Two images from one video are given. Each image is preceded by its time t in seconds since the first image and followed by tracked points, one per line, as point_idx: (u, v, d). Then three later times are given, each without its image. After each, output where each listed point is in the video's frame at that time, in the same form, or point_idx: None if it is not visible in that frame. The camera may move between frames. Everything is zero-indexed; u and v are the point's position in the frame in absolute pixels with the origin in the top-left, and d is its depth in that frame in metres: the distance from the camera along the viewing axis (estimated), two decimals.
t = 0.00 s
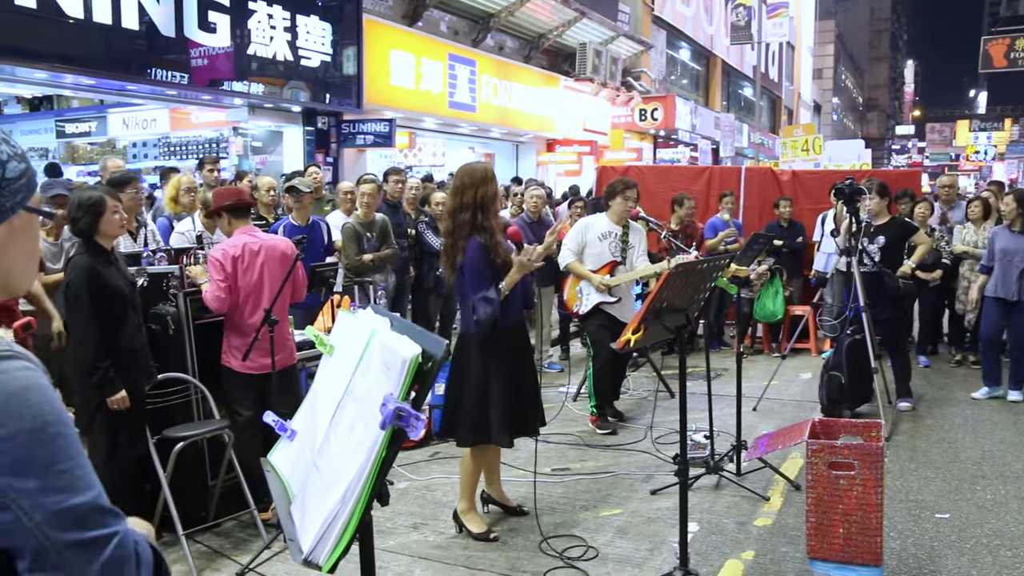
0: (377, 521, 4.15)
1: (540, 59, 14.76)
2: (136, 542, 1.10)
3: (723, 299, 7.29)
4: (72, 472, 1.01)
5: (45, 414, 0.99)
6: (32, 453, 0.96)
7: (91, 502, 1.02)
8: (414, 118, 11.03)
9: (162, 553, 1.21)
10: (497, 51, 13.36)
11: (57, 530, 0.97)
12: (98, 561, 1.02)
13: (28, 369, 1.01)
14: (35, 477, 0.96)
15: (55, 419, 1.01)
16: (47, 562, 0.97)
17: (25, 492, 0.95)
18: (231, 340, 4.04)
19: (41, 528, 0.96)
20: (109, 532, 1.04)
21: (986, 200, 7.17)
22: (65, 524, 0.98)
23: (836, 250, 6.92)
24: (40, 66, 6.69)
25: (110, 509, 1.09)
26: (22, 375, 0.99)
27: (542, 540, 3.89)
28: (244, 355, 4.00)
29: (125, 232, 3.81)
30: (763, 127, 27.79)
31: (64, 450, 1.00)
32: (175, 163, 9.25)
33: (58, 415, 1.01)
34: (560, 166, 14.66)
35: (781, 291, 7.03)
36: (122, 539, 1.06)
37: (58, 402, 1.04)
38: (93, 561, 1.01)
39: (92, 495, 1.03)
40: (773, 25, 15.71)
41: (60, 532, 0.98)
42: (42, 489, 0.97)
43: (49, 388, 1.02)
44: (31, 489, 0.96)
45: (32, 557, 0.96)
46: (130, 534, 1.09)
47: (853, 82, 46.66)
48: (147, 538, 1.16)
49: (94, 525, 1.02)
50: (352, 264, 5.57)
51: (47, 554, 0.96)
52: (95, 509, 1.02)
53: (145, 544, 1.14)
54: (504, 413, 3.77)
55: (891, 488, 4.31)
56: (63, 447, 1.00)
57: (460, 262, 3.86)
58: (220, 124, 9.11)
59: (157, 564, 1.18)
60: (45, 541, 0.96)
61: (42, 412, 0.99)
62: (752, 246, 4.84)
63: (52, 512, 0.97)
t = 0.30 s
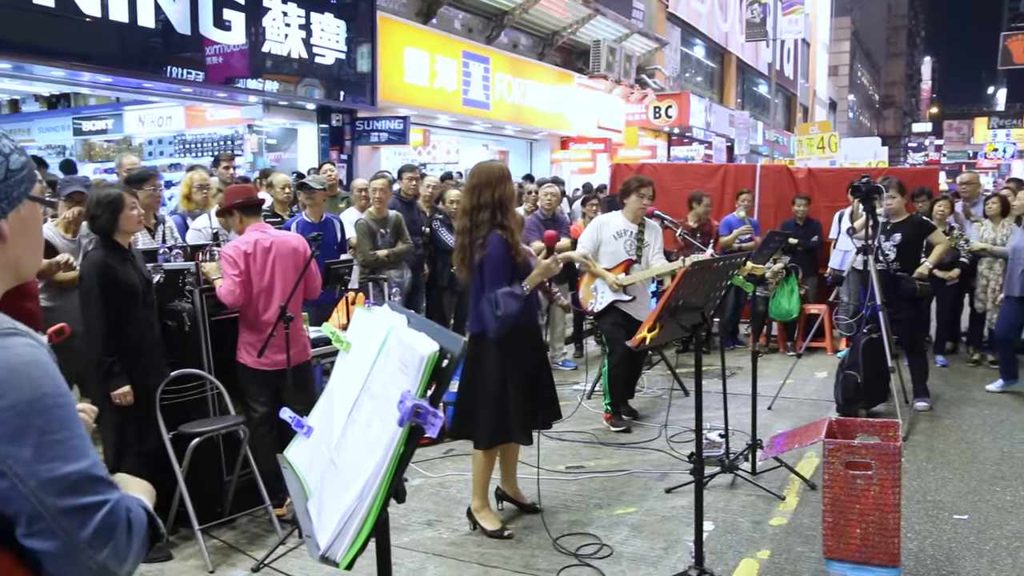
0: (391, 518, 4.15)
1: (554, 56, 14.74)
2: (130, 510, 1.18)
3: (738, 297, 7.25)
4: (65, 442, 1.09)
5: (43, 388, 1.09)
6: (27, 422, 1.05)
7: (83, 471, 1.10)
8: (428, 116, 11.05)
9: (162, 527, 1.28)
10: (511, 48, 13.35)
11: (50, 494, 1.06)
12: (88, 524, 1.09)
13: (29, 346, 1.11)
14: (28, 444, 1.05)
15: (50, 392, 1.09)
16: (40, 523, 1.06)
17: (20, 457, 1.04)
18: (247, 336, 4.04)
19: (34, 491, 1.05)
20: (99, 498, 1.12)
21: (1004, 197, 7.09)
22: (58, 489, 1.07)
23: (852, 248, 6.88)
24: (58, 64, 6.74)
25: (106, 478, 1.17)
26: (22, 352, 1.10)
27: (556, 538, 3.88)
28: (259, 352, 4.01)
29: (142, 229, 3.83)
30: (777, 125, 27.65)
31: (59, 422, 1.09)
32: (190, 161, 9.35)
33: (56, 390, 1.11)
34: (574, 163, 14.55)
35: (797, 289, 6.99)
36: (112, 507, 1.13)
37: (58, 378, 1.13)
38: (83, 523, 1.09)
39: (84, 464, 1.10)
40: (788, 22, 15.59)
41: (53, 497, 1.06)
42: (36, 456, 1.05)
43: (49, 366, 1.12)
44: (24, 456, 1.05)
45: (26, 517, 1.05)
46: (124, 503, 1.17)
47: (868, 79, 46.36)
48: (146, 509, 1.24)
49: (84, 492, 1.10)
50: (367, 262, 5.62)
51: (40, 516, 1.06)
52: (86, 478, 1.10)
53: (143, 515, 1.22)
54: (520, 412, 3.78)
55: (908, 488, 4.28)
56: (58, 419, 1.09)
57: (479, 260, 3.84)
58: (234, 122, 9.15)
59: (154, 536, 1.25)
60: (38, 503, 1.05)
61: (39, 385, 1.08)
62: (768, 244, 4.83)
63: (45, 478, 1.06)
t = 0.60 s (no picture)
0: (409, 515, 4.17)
1: (572, 53, 14.70)
2: (111, 492, 1.21)
3: (756, 296, 7.22)
4: (56, 427, 1.12)
5: (41, 373, 1.12)
6: (21, 404, 1.09)
7: (69, 453, 1.13)
8: (446, 113, 11.06)
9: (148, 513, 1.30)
10: (529, 46, 13.32)
11: (34, 474, 1.10)
12: (68, 503, 1.13)
13: (32, 336, 1.15)
14: (20, 426, 1.09)
15: (46, 378, 1.13)
16: (24, 500, 1.10)
17: (11, 438, 1.08)
18: (265, 334, 4.05)
19: (21, 471, 1.09)
20: (81, 479, 1.15)
21: None
22: (43, 469, 1.10)
23: (872, 247, 6.83)
24: (80, 62, 6.79)
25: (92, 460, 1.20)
26: (23, 339, 1.13)
27: (573, 537, 3.87)
28: (278, 349, 4.02)
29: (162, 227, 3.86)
30: (796, 122, 27.47)
31: (53, 406, 1.12)
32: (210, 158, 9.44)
33: (53, 376, 1.15)
34: (592, 160, 14.31)
35: (816, 288, 6.95)
36: (93, 489, 1.16)
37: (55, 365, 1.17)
38: (63, 503, 1.13)
39: (71, 447, 1.14)
40: (809, 18, 15.45)
41: (37, 476, 1.10)
42: (26, 437, 1.09)
43: (49, 354, 1.16)
44: (14, 435, 1.08)
45: (11, 494, 1.10)
46: (105, 485, 1.20)
47: (888, 76, 45.91)
48: (134, 494, 1.26)
49: (69, 473, 1.13)
50: (389, 255, 5.60)
51: (24, 493, 1.10)
52: (73, 460, 1.14)
53: (127, 497, 1.24)
54: (541, 409, 3.79)
55: (929, 489, 4.24)
56: (53, 403, 1.12)
57: (493, 256, 3.83)
58: (253, 119, 9.20)
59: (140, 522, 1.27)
60: (23, 481, 1.09)
61: (38, 370, 1.12)
62: (788, 243, 4.82)
63: (32, 458, 1.10)
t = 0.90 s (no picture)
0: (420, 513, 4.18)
1: (584, 51, 14.69)
2: (80, 486, 1.18)
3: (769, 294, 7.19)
4: (23, 418, 1.11)
5: (14, 365, 1.13)
6: None
7: (35, 445, 1.12)
8: (458, 111, 11.07)
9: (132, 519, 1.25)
10: (542, 44, 13.32)
11: None
12: (29, 494, 1.11)
13: (12, 330, 1.16)
14: None
15: (21, 368, 1.13)
16: None
17: None
18: (276, 332, 4.07)
19: None
20: (43, 471, 1.13)
21: None
22: (5, 459, 1.10)
23: (886, 245, 6.81)
24: (93, 61, 6.82)
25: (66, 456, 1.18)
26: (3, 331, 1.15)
27: (585, 535, 3.87)
28: (289, 347, 4.03)
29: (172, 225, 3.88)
30: (809, 120, 27.37)
31: (22, 397, 1.12)
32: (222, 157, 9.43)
33: (28, 370, 1.14)
34: (604, 158, 14.36)
35: (829, 286, 6.91)
36: (57, 482, 1.14)
37: (33, 358, 1.17)
38: (25, 493, 1.11)
39: (38, 439, 1.13)
40: (822, 15, 15.35)
41: None
42: None
43: (26, 348, 1.16)
44: None
45: None
46: (76, 480, 1.17)
47: (902, 74, 45.62)
48: (113, 502, 1.21)
49: (32, 464, 1.12)
50: (405, 251, 5.63)
51: None
52: (39, 452, 1.12)
53: (103, 497, 1.20)
54: (546, 405, 3.75)
55: (943, 488, 4.22)
56: (21, 395, 1.12)
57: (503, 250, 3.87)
58: (265, 118, 9.23)
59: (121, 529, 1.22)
60: None
61: (10, 363, 1.12)
62: (801, 240, 4.80)
63: None
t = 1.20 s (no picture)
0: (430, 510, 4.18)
1: (595, 49, 14.66)
2: (47, 468, 1.18)
3: (780, 293, 7.16)
4: None
5: None
6: None
7: (2, 426, 1.13)
8: (468, 109, 11.07)
9: (108, 498, 1.26)
10: (552, 41, 13.30)
11: None
12: None
13: None
14: None
15: None
16: None
17: None
18: (287, 329, 4.08)
19: None
20: (8, 452, 1.13)
21: None
22: None
23: (898, 243, 6.78)
24: (106, 59, 6.85)
25: (39, 437, 1.19)
26: None
27: (595, 534, 3.86)
28: (301, 344, 4.04)
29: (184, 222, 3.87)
30: (820, 117, 27.26)
31: None
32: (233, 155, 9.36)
33: (9, 353, 1.16)
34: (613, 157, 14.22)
35: (840, 285, 6.88)
36: (21, 464, 1.14)
37: (15, 341, 1.18)
38: None
39: (10, 418, 1.14)
40: (834, 12, 15.25)
41: None
42: None
43: (8, 332, 1.18)
44: None
45: None
46: (43, 462, 1.18)
47: (915, 71, 45.32)
48: (85, 478, 1.23)
49: None
50: (415, 249, 5.63)
51: None
52: (8, 432, 1.13)
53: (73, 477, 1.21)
54: (553, 402, 3.75)
55: (955, 489, 4.19)
56: None
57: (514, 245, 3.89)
58: (276, 116, 9.24)
59: (94, 506, 1.23)
60: None
61: None
62: (813, 239, 4.77)
63: None
